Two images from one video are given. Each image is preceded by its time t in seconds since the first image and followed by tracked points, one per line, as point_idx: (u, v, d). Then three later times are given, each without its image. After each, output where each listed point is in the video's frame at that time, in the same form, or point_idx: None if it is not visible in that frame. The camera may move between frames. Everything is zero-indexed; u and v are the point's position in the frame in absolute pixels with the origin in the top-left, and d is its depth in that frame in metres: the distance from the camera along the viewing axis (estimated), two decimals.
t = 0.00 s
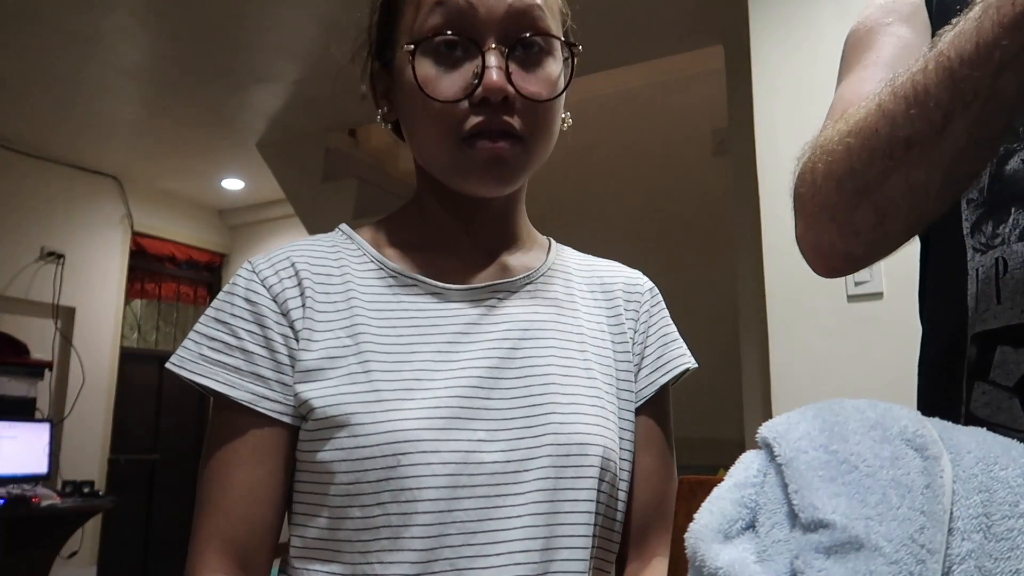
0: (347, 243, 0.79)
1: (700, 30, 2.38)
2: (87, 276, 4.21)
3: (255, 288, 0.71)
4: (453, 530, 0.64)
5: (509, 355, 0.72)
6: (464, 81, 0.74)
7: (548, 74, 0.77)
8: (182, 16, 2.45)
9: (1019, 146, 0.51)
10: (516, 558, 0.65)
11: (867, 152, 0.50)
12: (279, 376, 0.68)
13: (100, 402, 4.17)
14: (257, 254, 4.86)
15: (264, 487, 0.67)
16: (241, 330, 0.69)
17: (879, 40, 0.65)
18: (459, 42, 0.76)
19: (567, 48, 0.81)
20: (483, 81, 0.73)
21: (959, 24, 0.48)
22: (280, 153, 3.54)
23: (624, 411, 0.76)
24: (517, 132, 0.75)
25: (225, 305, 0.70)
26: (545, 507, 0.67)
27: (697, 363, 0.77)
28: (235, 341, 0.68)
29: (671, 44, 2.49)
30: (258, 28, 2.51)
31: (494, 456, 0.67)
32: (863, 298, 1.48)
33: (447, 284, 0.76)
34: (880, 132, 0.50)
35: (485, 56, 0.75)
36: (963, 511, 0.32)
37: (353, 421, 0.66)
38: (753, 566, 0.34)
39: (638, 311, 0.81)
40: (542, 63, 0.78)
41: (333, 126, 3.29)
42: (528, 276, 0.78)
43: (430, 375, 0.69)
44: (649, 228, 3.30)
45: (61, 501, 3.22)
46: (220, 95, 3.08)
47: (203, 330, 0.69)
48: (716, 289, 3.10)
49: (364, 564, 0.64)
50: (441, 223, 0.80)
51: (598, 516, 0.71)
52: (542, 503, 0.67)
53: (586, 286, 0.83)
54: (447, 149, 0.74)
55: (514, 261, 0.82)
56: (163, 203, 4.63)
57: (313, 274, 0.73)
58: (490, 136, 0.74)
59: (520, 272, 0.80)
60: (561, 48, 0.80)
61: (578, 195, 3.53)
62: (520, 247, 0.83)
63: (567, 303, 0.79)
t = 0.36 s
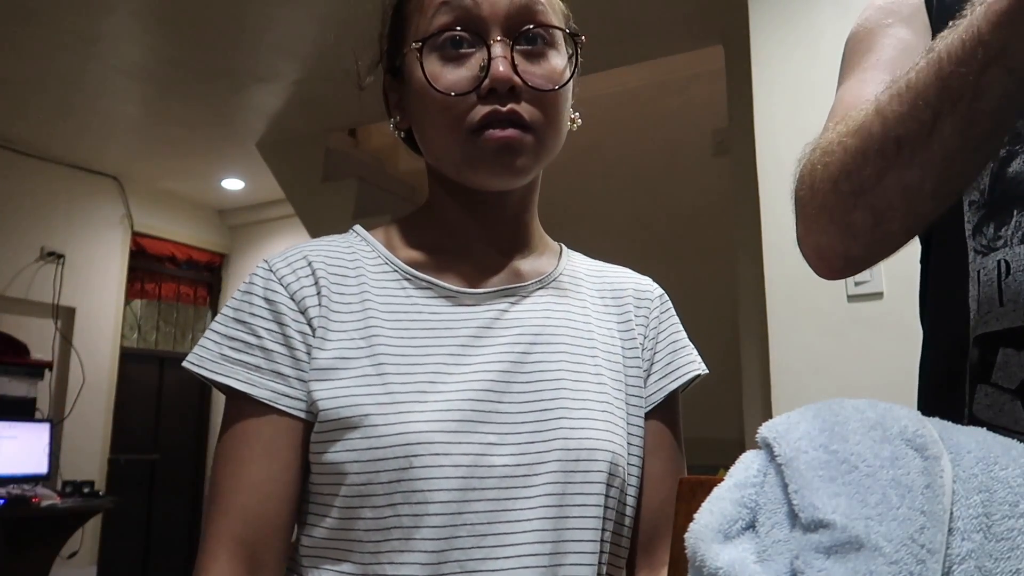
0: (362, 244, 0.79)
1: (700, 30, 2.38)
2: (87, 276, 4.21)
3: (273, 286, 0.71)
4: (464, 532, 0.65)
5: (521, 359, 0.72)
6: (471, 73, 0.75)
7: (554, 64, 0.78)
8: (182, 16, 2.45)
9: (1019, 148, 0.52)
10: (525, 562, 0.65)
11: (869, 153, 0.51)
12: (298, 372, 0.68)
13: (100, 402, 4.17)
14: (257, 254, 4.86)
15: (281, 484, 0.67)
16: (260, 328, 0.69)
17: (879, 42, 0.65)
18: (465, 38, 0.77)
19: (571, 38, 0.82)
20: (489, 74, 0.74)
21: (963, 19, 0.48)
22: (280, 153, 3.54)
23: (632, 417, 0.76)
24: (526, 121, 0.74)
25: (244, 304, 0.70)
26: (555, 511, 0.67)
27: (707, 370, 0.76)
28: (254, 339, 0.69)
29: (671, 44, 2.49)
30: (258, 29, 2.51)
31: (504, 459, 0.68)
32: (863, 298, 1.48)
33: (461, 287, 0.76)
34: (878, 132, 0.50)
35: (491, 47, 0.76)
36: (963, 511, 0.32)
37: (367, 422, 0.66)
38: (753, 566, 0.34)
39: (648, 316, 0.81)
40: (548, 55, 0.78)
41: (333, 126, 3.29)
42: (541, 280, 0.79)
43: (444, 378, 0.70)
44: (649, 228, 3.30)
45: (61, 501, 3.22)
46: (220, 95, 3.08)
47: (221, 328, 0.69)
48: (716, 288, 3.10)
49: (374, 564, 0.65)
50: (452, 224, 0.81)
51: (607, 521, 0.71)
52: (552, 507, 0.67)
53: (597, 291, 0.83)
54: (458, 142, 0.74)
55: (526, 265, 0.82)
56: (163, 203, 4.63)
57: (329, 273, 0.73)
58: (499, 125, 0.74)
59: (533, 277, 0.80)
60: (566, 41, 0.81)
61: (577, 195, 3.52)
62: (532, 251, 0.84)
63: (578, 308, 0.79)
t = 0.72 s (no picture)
0: (369, 245, 0.79)
1: (700, 30, 2.38)
2: (87, 276, 4.21)
3: (282, 287, 0.71)
4: (468, 535, 0.65)
5: (526, 363, 0.72)
6: (466, 75, 0.75)
7: (548, 61, 0.77)
8: (182, 16, 2.45)
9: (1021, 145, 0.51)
10: (527, 564, 0.66)
11: (871, 165, 0.50)
12: (307, 374, 0.68)
13: (100, 402, 4.17)
14: (257, 254, 4.87)
15: (287, 485, 0.67)
16: (268, 328, 0.69)
17: (879, 43, 0.65)
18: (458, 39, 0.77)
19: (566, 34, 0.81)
20: (483, 74, 0.74)
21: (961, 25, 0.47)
22: (280, 153, 3.54)
23: (634, 422, 0.76)
24: (522, 117, 0.74)
25: (253, 304, 0.70)
26: (559, 514, 0.67)
27: (708, 376, 0.77)
28: (263, 340, 0.68)
29: (671, 44, 2.49)
30: (257, 29, 2.52)
31: (509, 463, 0.68)
32: (863, 298, 1.48)
33: (465, 290, 0.76)
34: (867, 138, 0.51)
35: (483, 48, 0.76)
36: (963, 511, 0.32)
37: (374, 424, 0.66)
38: (752, 565, 0.34)
39: (651, 321, 0.81)
40: (541, 50, 0.78)
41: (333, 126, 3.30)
42: (546, 284, 0.79)
43: (449, 382, 0.70)
44: (649, 228, 3.30)
45: (61, 501, 3.22)
46: (220, 95, 3.08)
47: (229, 327, 0.69)
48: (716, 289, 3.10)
49: (378, 564, 0.65)
50: (457, 226, 0.81)
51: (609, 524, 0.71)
52: (556, 510, 0.67)
53: (601, 294, 0.83)
54: (458, 145, 0.75)
55: (530, 269, 0.82)
56: (163, 203, 4.63)
57: (337, 274, 0.73)
58: (495, 123, 0.74)
59: (537, 282, 0.80)
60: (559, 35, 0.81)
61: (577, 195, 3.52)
62: (536, 254, 0.83)
63: (583, 312, 0.78)
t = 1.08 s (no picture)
0: (362, 248, 0.79)
1: (700, 30, 2.38)
2: (87, 276, 4.20)
3: (275, 295, 0.72)
4: (463, 530, 0.65)
5: (518, 360, 0.72)
6: (449, 80, 0.75)
7: (534, 61, 0.77)
8: (182, 16, 2.45)
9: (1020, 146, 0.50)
10: (523, 558, 0.65)
11: (857, 248, 0.53)
12: (298, 379, 0.69)
13: (100, 402, 4.17)
14: (257, 254, 4.87)
15: (284, 486, 0.68)
16: (260, 335, 0.70)
17: (874, 71, 0.66)
18: (442, 46, 0.77)
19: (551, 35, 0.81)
20: (467, 78, 0.74)
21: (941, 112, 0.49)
22: (280, 153, 3.54)
23: (630, 417, 0.76)
24: (507, 119, 0.74)
25: (247, 312, 0.71)
26: (554, 509, 0.67)
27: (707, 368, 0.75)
28: (255, 347, 0.69)
29: (671, 44, 2.49)
30: (257, 29, 2.52)
31: (502, 458, 0.68)
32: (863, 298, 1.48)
33: (458, 289, 0.76)
34: (853, 224, 0.53)
35: (467, 52, 0.76)
36: (963, 511, 0.32)
37: (367, 423, 0.67)
38: (753, 566, 0.34)
39: (648, 316, 0.81)
40: (525, 50, 0.78)
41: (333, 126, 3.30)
42: (539, 281, 0.78)
43: (441, 379, 0.70)
44: (649, 228, 3.30)
45: (61, 501, 3.22)
46: (220, 95, 3.08)
47: (225, 335, 0.70)
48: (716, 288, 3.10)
49: (376, 561, 0.65)
50: (453, 229, 0.81)
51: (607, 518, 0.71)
52: (550, 505, 0.67)
53: (597, 291, 0.82)
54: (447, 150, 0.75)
55: (526, 266, 0.82)
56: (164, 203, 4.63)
57: (329, 278, 0.74)
58: (481, 126, 0.74)
59: (532, 278, 0.80)
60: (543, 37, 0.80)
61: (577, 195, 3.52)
62: (533, 252, 0.83)
63: (579, 309, 0.78)
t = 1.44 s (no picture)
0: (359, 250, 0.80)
1: (701, 30, 2.38)
2: (87, 276, 4.20)
3: (271, 297, 0.73)
4: (459, 524, 0.65)
5: (514, 356, 0.72)
6: (449, 126, 0.74)
7: (535, 105, 0.75)
8: (182, 16, 2.45)
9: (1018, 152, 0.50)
10: (520, 553, 0.65)
11: (850, 276, 0.55)
12: (290, 379, 0.69)
13: (100, 402, 4.17)
14: (258, 254, 4.87)
15: (274, 481, 0.69)
16: (255, 336, 0.71)
17: (867, 83, 0.67)
18: (442, 87, 0.75)
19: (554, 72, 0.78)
20: (467, 127, 0.73)
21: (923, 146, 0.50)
22: (280, 153, 3.54)
23: (629, 413, 0.75)
24: (505, 168, 0.74)
25: (244, 314, 0.73)
26: (551, 502, 0.67)
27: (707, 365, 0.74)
28: (249, 347, 0.70)
29: (671, 44, 2.48)
30: (257, 29, 2.52)
31: (499, 452, 0.68)
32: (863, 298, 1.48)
33: (454, 288, 0.76)
34: (846, 255, 0.55)
35: (468, 99, 0.74)
36: (963, 511, 0.32)
37: (362, 420, 0.67)
38: (753, 565, 0.34)
39: (646, 312, 0.80)
40: (528, 93, 0.76)
41: (333, 126, 3.30)
42: (536, 279, 0.78)
43: (437, 376, 0.70)
44: (649, 228, 3.30)
45: (61, 501, 3.23)
46: (220, 95, 3.08)
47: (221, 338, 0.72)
48: (716, 288, 3.10)
49: (373, 557, 0.65)
50: (451, 230, 0.81)
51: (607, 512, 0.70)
52: (547, 498, 0.67)
53: (596, 289, 0.82)
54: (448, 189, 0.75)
55: (524, 265, 0.81)
56: (164, 203, 4.64)
57: (325, 281, 0.75)
58: (480, 175, 0.74)
59: (530, 276, 0.80)
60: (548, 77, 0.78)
61: (578, 195, 3.52)
62: (531, 250, 0.83)
63: (576, 306, 0.78)
